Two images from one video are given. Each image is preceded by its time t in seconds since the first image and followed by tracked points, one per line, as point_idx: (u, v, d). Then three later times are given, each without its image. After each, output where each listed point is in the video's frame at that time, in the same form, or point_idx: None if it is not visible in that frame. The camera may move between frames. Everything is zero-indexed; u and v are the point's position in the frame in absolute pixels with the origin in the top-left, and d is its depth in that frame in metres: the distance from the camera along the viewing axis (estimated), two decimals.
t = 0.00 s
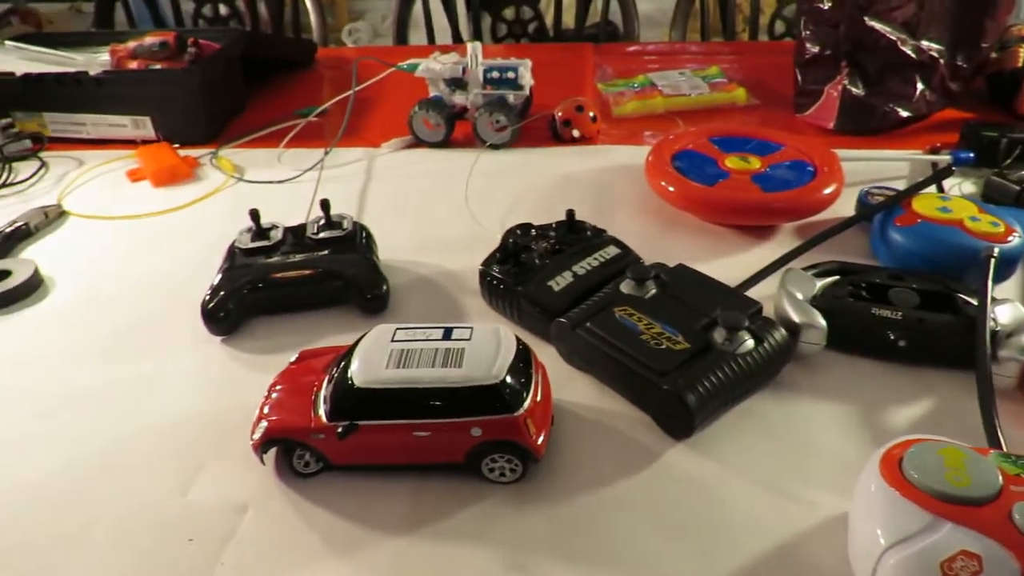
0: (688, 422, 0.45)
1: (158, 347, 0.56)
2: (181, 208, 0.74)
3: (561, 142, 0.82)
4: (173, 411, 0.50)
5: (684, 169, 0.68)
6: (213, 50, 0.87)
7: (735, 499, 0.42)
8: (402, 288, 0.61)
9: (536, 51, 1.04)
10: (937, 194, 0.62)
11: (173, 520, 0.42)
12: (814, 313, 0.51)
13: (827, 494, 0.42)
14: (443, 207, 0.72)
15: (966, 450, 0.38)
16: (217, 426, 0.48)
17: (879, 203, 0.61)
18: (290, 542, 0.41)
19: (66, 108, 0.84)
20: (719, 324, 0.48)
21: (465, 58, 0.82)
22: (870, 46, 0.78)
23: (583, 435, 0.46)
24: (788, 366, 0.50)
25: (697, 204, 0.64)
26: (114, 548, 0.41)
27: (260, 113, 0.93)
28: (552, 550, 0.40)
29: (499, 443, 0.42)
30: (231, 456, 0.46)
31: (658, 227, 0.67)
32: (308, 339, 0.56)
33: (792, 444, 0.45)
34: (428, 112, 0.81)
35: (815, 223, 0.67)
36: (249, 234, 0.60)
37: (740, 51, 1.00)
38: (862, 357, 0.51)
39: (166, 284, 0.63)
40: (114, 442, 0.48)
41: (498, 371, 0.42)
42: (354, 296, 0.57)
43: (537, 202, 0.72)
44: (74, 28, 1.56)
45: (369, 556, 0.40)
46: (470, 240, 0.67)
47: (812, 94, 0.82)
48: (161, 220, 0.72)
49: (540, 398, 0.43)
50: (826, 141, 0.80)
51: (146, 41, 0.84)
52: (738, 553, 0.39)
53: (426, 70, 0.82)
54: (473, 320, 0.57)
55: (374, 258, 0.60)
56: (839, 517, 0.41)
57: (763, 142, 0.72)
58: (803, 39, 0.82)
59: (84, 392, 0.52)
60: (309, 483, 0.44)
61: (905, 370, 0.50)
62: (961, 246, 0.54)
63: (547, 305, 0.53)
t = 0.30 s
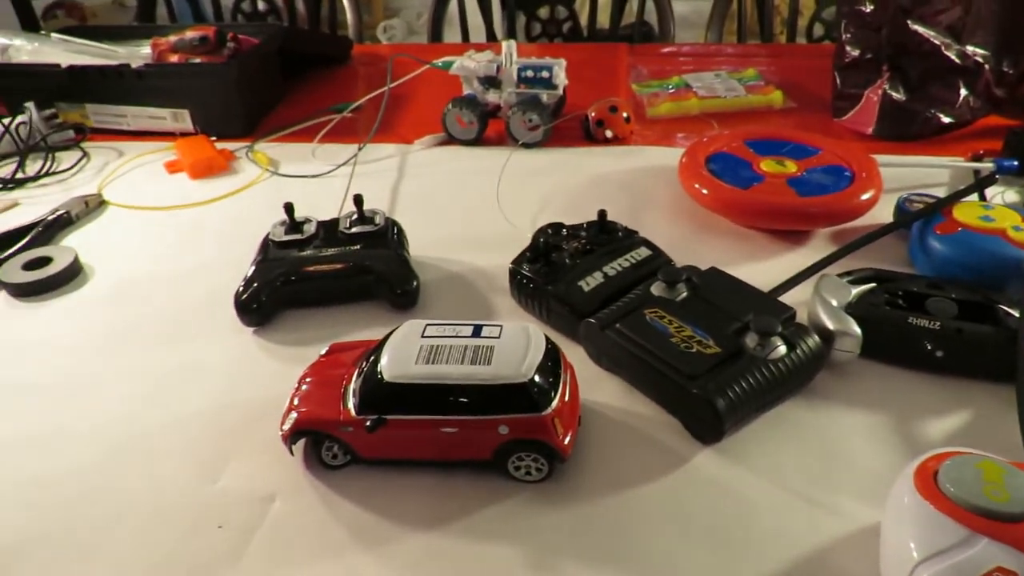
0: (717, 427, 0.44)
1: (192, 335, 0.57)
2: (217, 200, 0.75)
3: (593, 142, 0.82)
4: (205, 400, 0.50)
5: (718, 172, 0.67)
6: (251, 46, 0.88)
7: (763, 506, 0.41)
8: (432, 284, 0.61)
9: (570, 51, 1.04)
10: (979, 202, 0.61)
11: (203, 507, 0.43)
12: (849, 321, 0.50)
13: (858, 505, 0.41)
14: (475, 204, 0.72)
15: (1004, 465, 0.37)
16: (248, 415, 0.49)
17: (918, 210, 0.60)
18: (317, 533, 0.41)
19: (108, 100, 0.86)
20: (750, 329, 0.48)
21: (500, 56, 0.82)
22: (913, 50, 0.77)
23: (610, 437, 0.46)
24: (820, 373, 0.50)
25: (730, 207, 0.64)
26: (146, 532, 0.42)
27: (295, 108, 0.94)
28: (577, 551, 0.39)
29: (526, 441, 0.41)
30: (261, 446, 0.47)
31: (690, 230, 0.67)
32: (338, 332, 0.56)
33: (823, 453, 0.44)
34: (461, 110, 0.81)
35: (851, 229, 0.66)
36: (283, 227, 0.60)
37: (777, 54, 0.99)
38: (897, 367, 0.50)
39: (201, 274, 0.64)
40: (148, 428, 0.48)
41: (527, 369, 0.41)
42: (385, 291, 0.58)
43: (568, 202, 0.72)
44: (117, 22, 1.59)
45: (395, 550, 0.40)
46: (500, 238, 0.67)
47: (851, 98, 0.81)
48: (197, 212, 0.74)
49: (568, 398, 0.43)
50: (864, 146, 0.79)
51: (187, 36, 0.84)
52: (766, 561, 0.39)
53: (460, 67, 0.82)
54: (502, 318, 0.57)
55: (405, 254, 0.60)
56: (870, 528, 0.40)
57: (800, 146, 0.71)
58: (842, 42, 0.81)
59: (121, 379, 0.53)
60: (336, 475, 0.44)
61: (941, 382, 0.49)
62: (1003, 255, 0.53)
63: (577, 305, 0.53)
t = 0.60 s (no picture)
0: (742, 430, 0.44)
1: (220, 329, 0.57)
2: (245, 196, 0.76)
3: (620, 142, 0.82)
4: (232, 392, 0.51)
5: (746, 174, 0.67)
6: (281, 43, 0.89)
7: (788, 512, 0.41)
8: (456, 282, 0.61)
9: (597, 51, 1.04)
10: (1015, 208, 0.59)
11: (229, 498, 0.43)
12: (878, 326, 0.49)
13: (885, 513, 0.41)
14: (500, 203, 0.73)
15: None
16: (274, 409, 0.49)
17: (952, 215, 0.59)
18: (340, 526, 0.41)
19: (140, 96, 0.88)
20: (778, 332, 0.47)
21: (528, 55, 0.81)
22: (948, 52, 0.75)
23: (633, 438, 0.46)
24: (847, 379, 0.49)
25: (758, 209, 0.63)
26: (173, 521, 0.42)
27: (322, 105, 0.94)
28: (599, 551, 0.39)
29: (549, 441, 0.41)
30: (286, 440, 0.47)
31: (717, 232, 0.66)
32: (363, 328, 0.57)
33: (850, 459, 0.44)
34: (488, 109, 0.81)
35: (881, 233, 0.65)
36: (310, 223, 0.61)
37: (806, 55, 0.98)
38: (926, 373, 0.49)
39: (229, 269, 0.65)
40: (176, 419, 0.49)
41: (551, 369, 0.41)
42: (410, 288, 0.58)
43: (593, 202, 0.72)
44: (149, 18, 1.61)
45: (417, 546, 0.40)
46: (525, 237, 0.67)
47: (882, 100, 0.80)
48: (225, 206, 0.75)
49: (592, 398, 0.43)
50: (895, 149, 0.78)
51: (218, 32, 0.86)
52: (790, 567, 0.38)
53: (488, 66, 0.82)
54: (526, 316, 0.57)
55: (430, 251, 0.61)
56: (897, 537, 0.40)
57: (829, 149, 0.70)
58: (876, 42, 0.80)
59: (149, 370, 0.54)
60: (360, 470, 0.44)
61: (972, 390, 0.48)
62: None
63: (602, 305, 0.53)
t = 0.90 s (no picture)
0: (758, 433, 0.44)
1: (237, 324, 0.58)
2: (263, 192, 0.77)
3: (637, 142, 0.82)
4: (249, 387, 0.51)
5: (765, 174, 0.66)
6: (300, 41, 0.89)
7: (803, 515, 0.41)
8: (472, 280, 0.61)
9: (615, 50, 1.04)
10: None
11: (244, 493, 0.44)
12: (898, 330, 0.49)
13: (902, 518, 0.40)
14: (516, 202, 0.73)
15: None
16: (290, 404, 0.50)
17: (974, 218, 0.59)
18: (354, 522, 0.42)
19: (160, 93, 0.89)
20: (795, 334, 0.47)
21: (546, 54, 0.81)
22: (972, 53, 0.74)
23: (647, 439, 0.46)
24: (865, 382, 0.49)
25: (777, 210, 0.63)
26: (189, 514, 0.43)
27: (340, 103, 0.95)
28: (611, 552, 0.39)
29: (563, 440, 0.41)
30: (301, 435, 0.47)
31: (734, 232, 0.66)
32: (379, 326, 0.57)
33: (867, 463, 0.43)
34: (505, 107, 0.81)
35: (901, 236, 0.64)
36: (328, 221, 0.61)
37: (827, 55, 0.97)
38: (945, 378, 0.49)
39: (247, 264, 0.65)
40: (194, 413, 0.50)
41: (566, 368, 0.41)
42: (426, 286, 0.58)
43: (610, 201, 0.72)
44: (171, 16, 1.63)
45: (430, 543, 0.40)
46: (542, 236, 0.67)
47: (903, 101, 0.79)
48: (243, 203, 0.75)
49: (607, 399, 0.43)
50: (917, 150, 0.77)
51: (239, 30, 0.87)
52: (804, 571, 0.38)
53: (506, 65, 0.82)
54: (542, 315, 0.57)
55: (446, 249, 0.61)
56: (914, 543, 0.39)
57: (850, 150, 0.69)
58: (898, 43, 0.79)
59: (167, 364, 0.54)
60: (374, 466, 0.45)
61: (993, 395, 0.48)
62: None
63: (618, 305, 0.52)
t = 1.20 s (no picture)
0: (763, 434, 0.43)
1: (242, 321, 0.58)
2: (268, 190, 0.77)
3: (643, 141, 0.82)
4: (253, 385, 0.52)
5: (771, 174, 0.66)
6: (306, 39, 0.89)
7: (807, 517, 0.40)
8: (476, 279, 0.61)
9: (622, 49, 1.04)
10: None
11: (247, 490, 0.44)
12: (904, 330, 0.48)
13: (907, 520, 0.40)
14: (521, 201, 0.72)
15: None
16: (293, 402, 0.50)
17: (981, 219, 0.58)
18: (357, 520, 0.42)
19: (167, 90, 0.89)
20: (801, 334, 0.47)
21: (552, 52, 0.81)
22: (982, 53, 0.73)
23: (651, 439, 0.46)
24: (871, 383, 0.48)
25: (782, 210, 0.62)
26: (193, 511, 0.43)
27: (346, 101, 0.95)
28: (614, 552, 0.39)
29: (567, 440, 0.41)
30: (305, 433, 0.48)
31: (739, 232, 0.66)
32: (383, 324, 0.57)
33: (872, 465, 0.43)
34: (511, 106, 0.81)
35: (908, 236, 0.64)
36: (333, 218, 0.61)
37: (834, 55, 0.97)
38: (952, 379, 0.48)
39: (252, 262, 0.66)
40: (198, 409, 0.50)
41: (570, 367, 0.41)
42: (430, 284, 0.58)
43: (615, 200, 0.72)
44: (178, 13, 1.63)
45: (433, 542, 0.40)
46: (547, 235, 0.67)
47: (911, 101, 0.79)
48: (249, 201, 0.75)
49: (611, 398, 0.43)
50: (925, 150, 0.76)
51: (245, 28, 0.87)
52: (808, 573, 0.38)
53: (512, 63, 0.82)
54: (546, 314, 0.57)
55: (451, 248, 0.61)
56: (919, 545, 0.39)
57: (857, 150, 0.69)
58: (907, 42, 0.79)
59: (172, 361, 0.54)
60: (377, 464, 0.45)
61: (1000, 397, 0.47)
62: None
63: (622, 304, 0.52)
